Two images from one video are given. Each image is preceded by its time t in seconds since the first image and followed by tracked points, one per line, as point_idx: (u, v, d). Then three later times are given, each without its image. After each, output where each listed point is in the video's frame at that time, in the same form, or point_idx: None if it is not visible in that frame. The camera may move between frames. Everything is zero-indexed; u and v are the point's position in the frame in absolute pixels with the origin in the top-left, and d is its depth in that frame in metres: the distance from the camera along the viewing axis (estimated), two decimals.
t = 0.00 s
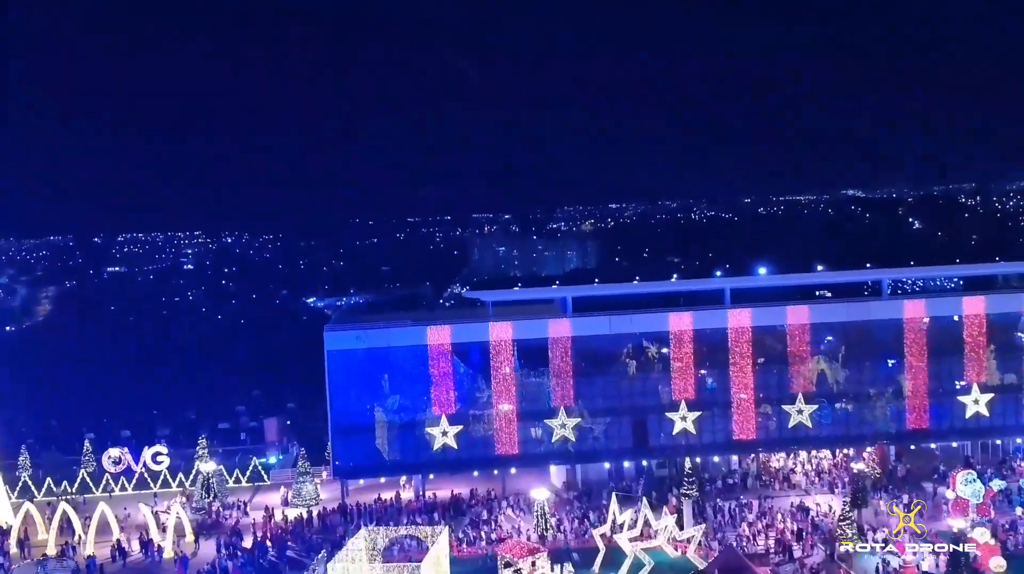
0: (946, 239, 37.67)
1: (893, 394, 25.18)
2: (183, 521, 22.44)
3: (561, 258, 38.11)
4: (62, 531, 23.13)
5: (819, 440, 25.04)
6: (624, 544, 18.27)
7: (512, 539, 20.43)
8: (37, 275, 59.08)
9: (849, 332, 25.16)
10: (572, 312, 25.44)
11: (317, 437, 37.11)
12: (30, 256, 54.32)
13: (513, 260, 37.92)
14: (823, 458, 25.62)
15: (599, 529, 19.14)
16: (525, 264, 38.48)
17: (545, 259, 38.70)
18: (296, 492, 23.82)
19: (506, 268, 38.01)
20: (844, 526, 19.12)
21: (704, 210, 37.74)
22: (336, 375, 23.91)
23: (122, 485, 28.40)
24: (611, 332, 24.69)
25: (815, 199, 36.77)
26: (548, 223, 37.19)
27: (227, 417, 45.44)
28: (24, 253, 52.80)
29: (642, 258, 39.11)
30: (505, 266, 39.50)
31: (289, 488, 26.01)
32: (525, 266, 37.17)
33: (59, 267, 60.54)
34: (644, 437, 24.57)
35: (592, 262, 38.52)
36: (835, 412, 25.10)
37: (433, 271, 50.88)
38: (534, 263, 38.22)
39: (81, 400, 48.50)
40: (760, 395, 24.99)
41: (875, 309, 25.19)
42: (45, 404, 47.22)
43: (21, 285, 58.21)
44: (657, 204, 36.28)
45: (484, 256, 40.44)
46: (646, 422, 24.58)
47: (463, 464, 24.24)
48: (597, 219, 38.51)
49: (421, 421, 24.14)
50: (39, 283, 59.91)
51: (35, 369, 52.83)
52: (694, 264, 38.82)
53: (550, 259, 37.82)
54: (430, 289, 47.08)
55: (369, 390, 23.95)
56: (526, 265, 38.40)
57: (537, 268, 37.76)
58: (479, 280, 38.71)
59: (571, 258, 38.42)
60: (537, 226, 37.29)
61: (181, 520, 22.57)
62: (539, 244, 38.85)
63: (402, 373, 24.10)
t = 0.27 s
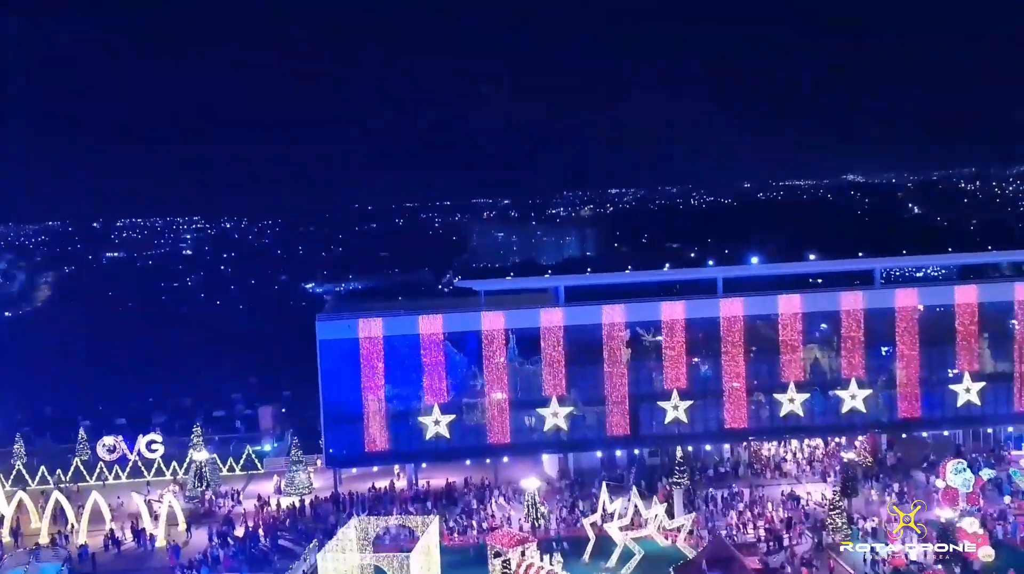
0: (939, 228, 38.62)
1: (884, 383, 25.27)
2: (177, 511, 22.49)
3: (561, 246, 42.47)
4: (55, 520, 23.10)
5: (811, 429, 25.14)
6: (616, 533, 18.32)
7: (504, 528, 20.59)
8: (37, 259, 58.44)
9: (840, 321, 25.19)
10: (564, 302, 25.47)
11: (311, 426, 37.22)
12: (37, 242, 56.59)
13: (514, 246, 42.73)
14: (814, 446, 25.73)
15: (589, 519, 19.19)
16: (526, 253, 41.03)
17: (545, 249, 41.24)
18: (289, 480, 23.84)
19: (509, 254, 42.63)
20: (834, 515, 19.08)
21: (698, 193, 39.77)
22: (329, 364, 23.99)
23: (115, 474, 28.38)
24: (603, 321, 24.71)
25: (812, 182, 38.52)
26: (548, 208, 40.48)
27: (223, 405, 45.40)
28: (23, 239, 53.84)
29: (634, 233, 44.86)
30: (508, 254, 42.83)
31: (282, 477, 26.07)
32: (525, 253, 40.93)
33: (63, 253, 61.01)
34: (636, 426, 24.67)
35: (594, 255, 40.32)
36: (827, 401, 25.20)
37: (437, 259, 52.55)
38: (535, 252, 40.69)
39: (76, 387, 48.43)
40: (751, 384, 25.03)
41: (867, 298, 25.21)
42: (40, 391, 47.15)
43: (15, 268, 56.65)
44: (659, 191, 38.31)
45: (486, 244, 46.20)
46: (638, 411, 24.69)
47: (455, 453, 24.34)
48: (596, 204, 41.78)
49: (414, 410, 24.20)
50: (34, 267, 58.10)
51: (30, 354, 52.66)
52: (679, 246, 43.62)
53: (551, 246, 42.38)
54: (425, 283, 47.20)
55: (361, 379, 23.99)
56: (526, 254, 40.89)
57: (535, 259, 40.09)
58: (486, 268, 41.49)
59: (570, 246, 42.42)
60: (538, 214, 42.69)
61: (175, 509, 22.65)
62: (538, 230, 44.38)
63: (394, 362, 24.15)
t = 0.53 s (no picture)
0: (935, 209, 40.35)
1: (876, 371, 25.32)
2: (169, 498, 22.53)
3: (560, 231, 44.75)
4: (48, 507, 23.17)
5: (803, 416, 25.21)
6: (607, 520, 18.39)
7: (495, 516, 20.70)
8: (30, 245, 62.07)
9: (832, 309, 25.20)
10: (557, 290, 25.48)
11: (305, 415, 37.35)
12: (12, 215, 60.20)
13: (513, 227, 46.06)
14: (806, 434, 25.80)
15: (579, 507, 19.27)
16: (523, 237, 44.23)
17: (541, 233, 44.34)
18: (282, 468, 23.85)
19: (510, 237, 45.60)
20: (825, 502, 19.14)
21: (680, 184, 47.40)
22: (320, 351, 24.00)
23: (109, 460, 28.42)
24: (595, 309, 24.70)
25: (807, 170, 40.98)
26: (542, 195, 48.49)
27: (219, 390, 45.43)
28: None
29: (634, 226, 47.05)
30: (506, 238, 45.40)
31: (275, 464, 26.13)
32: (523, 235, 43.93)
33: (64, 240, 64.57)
34: (628, 413, 24.74)
35: (589, 238, 42.90)
36: (818, 388, 25.26)
37: (436, 238, 55.05)
38: (531, 235, 44.02)
39: (72, 372, 48.41)
40: (741, 371, 25.11)
41: (860, 286, 25.23)
42: (35, 377, 47.15)
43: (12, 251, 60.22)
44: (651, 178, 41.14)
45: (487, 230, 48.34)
46: (630, 398, 24.76)
47: (447, 440, 24.38)
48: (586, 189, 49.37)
49: (406, 398, 24.25)
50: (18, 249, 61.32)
51: (25, 339, 52.62)
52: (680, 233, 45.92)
53: (549, 230, 44.71)
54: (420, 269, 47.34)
55: (353, 366, 24.03)
56: (524, 237, 44.09)
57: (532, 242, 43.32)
58: (483, 250, 44.36)
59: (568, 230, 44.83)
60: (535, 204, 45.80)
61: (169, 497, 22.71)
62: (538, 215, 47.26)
63: (386, 349, 24.16)
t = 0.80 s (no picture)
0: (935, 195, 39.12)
1: (868, 358, 25.38)
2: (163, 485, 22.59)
3: (558, 216, 44.44)
4: (42, 495, 23.24)
5: (795, 403, 25.29)
6: (598, 508, 18.42)
7: (487, 504, 20.81)
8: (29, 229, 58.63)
9: (825, 297, 25.23)
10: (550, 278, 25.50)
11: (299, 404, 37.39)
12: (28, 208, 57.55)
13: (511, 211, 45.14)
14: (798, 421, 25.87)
15: (570, 495, 19.29)
16: (521, 220, 44.23)
17: (539, 214, 44.34)
18: (275, 455, 23.87)
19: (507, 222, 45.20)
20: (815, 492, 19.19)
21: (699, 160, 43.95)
22: (313, 340, 24.04)
23: (104, 448, 28.43)
24: (588, 297, 24.73)
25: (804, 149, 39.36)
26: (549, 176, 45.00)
27: (214, 376, 45.42)
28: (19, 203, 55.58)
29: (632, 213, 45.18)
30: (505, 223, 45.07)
31: (269, 452, 26.19)
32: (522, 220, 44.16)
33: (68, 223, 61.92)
34: (620, 401, 24.82)
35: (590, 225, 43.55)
36: (811, 375, 25.32)
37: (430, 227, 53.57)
38: (531, 219, 44.05)
39: (67, 358, 48.41)
40: (733, 358, 25.16)
41: (853, 273, 25.23)
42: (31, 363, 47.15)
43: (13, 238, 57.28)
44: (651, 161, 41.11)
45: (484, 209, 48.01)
46: (623, 386, 24.82)
47: (441, 428, 24.43)
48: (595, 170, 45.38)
49: (399, 386, 24.29)
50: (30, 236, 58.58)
51: (20, 325, 52.59)
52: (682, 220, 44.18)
53: (547, 214, 44.50)
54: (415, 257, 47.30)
55: (346, 354, 24.07)
56: (522, 221, 44.12)
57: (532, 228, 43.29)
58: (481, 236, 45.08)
59: (565, 214, 44.63)
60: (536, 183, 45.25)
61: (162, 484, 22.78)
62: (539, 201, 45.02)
63: (379, 337, 24.20)
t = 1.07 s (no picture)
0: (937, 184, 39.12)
1: (861, 345, 25.36)
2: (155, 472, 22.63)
3: (557, 201, 42.49)
4: (36, 481, 23.33)
5: (787, 391, 25.29)
6: (589, 496, 18.52)
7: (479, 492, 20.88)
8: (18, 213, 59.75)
9: (817, 285, 25.27)
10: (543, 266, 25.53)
11: (294, 394, 37.46)
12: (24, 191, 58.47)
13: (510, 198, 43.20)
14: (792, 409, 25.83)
15: (561, 483, 19.32)
16: (521, 207, 42.31)
17: (537, 200, 42.59)
18: (269, 442, 23.92)
19: (505, 208, 42.76)
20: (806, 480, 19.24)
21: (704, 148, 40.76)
22: (306, 327, 24.12)
23: (99, 434, 28.51)
24: (582, 285, 24.81)
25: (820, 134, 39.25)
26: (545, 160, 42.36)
27: (210, 361, 45.40)
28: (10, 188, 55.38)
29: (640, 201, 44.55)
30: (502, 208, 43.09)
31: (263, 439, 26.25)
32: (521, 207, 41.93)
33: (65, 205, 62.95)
34: (614, 388, 24.83)
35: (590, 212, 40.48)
36: (804, 362, 25.35)
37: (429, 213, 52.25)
38: (529, 205, 42.32)
39: (63, 343, 48.38)
40: (726, 346, 25.31)
41: (845, 261, 25.24)
42: (26, 348, 47.13)
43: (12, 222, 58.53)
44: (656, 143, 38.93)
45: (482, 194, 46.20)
46: (616, 373, 24.83)
47: (433, 415, 24.37)
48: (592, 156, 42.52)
49: (392, 373, 24.30)
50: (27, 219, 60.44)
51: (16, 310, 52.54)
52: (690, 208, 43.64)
53: (546, 200, 42.70)
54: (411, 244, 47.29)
55: (339, 342, 24.10)
56: (521, 207, 42.38)
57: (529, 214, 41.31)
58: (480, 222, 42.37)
59: (564, 198, 42.85)
60: (536, 166, 43.31)
61: (155, 471, 22.80)
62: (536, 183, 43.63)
63: (372, 325, 24.23)
